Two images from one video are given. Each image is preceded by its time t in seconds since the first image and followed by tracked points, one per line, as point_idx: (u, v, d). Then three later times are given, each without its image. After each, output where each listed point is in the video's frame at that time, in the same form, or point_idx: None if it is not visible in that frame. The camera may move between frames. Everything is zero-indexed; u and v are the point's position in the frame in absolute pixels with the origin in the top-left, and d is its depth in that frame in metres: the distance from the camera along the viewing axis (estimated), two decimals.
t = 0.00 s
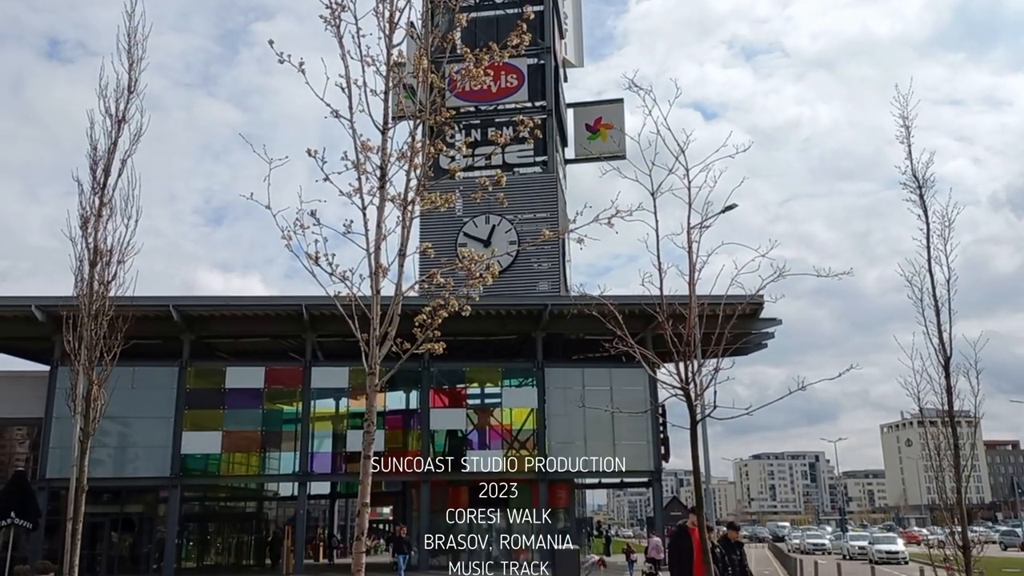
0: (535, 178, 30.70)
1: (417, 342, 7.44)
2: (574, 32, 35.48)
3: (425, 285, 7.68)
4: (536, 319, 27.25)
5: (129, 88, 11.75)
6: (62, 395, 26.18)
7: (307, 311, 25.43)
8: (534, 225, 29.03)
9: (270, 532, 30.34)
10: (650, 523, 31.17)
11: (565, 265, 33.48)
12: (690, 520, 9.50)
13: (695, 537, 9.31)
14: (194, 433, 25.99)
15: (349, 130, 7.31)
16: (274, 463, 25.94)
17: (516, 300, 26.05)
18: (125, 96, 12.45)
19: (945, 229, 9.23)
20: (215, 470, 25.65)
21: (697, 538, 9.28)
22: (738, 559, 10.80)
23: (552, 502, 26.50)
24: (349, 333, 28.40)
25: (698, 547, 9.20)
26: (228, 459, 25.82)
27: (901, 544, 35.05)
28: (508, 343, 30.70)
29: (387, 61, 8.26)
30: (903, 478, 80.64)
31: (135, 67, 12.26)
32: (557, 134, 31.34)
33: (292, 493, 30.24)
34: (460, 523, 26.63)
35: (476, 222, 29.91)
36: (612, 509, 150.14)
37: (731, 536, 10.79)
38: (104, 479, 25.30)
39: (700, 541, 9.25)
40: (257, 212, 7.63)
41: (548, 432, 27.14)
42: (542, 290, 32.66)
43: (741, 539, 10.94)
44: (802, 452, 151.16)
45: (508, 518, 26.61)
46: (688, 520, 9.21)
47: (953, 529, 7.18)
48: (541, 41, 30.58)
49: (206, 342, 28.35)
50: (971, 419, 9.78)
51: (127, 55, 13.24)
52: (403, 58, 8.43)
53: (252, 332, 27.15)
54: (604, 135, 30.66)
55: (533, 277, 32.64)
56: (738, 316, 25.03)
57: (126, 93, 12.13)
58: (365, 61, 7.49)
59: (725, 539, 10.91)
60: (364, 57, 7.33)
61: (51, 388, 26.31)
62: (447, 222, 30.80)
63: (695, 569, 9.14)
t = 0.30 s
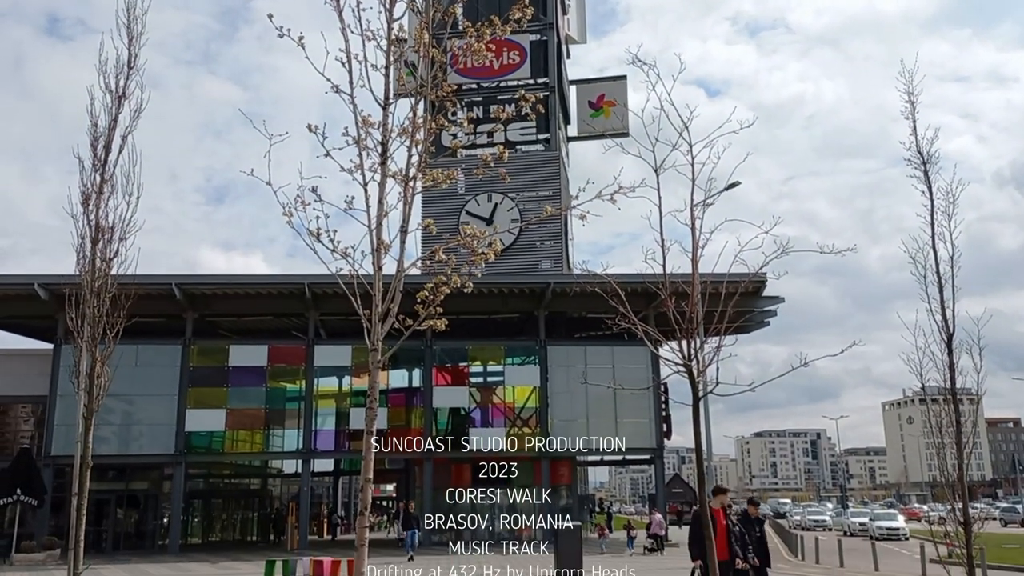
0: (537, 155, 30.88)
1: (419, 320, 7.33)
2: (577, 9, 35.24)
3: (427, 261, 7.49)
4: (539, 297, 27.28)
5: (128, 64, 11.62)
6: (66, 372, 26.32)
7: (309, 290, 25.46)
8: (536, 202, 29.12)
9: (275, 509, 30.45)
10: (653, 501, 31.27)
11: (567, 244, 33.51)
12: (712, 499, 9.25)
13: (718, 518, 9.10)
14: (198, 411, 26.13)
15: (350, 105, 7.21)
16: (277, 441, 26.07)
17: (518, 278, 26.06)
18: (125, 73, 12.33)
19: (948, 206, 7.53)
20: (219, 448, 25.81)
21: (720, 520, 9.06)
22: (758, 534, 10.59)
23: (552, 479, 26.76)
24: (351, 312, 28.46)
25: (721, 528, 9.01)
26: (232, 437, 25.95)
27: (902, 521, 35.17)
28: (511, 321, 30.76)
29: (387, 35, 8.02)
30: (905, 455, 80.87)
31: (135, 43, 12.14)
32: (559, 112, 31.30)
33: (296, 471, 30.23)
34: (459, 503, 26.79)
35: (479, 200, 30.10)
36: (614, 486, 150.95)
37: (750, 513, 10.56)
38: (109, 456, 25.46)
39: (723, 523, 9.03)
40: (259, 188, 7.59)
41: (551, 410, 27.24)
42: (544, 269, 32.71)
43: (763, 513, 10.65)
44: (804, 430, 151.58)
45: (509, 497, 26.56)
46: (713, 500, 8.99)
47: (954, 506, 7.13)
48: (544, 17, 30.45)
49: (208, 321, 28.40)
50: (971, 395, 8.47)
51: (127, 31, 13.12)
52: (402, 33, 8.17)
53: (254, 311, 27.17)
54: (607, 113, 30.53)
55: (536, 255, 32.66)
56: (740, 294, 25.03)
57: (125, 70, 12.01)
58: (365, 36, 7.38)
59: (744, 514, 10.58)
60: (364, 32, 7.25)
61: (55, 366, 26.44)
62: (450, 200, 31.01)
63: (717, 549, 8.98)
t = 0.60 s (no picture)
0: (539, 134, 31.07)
1: (421, 298, 7.27)
2: None
3: (428, 239, 7.40)
4: (541, 276, 27.27)
5: (128, 38, 11.48)
6: (70, 351, 26.39)
7: (311, 269, 25.44)
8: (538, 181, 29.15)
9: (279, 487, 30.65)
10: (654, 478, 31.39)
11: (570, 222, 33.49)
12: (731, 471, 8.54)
13: (738, 492, 8.38)
14: (201, 389, 26.20)
15: (349, 81, 7.10)
16: (280, 419, 26.17)
17: (520, 258, 26.04)
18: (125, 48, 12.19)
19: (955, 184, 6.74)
20: (222, 427, 25.92)
21: (741, 495, 8.35)
22: (782, 514, 9.91)
23: (555, 458, 26.83)
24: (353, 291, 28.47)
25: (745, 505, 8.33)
26: (235, 416, 26.04)
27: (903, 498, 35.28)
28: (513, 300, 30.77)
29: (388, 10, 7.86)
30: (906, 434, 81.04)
31: (134, 18, 11.99)
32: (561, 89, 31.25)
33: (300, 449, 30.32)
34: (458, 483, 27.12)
35: (481, 179, 30.20)
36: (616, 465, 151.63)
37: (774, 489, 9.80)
38: (113, 435, 25.59)
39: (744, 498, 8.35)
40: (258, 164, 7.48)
41: (553, 388, 27.31)
42: (547, 248, 32.73)
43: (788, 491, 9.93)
44: (805, 408, 151.92)
45: (508, 476, 27.19)
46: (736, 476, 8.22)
47: (955, 484, 7.12)
48: None
49: (210, 300, 28.42)
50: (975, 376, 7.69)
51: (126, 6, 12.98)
52: (402, 8, 8.03)
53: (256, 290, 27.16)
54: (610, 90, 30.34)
55: (538, 234, 32.66)
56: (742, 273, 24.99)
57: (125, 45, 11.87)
58: (365, 11, 7.27)
59: (769, 492, 9.92)
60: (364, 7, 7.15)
61: (58, 345, 26.49)
62: (452, 178, 31.17)
63: (740, 525, 8.33)
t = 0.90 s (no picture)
0: (540, 119, 31.80)
1: (423, 282, 7.22)
2: None
3: (431, 223, 7.32)
4: (544, 262, 27.28)
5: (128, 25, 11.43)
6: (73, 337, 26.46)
7: (314, 255, 25.47)
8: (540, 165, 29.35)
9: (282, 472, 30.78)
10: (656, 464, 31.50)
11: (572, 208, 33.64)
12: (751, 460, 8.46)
13: (760, 482, 8.30)
14: (205, 375, 26.26)
15: (352, 63, 6.98)
16: (284, 405, 26.26)
17: (523, 243, 26.04)
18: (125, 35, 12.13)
19: (961, 167, 6.64)
20: (226, 412, 26.01)
21: (764, 483, 8.28)
22: (807, 502, 9.63)
23: (558, 443, 27.12)
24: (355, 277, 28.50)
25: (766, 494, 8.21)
26: (239, 401, 26.11)
27: (905, 483, 35.37)
28: (515, 285, 30.80)
29: None
30: (909, 420, 80.98)
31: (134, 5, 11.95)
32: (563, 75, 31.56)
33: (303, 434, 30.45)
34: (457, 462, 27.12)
35: (483, 164, 30.45)
36: (618, 450, 152.00)
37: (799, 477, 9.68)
38: (117, 420, 25.69)
39: (767, 487, 8.29)
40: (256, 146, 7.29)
41: (556, 374, 27.36)
42: (549, 234, 32.89)
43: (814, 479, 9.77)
44: (808, 394, 152.13)
45: (508, 457, 27.37)
46: (757, 463, 8.12)
47: (957, 469, 7.12)
48: None
49: (213, 286, 28.46)
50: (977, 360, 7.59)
51: None
52: None
53: (259, 276, 27.16)
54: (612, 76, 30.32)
55: (541, 220, 32.86)
56: (745, 257, 24.99)
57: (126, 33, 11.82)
58: None
59: (793, 482, 9.87)
60: None
61: (62, 330, 26.56)
62: (454, 163, 31.49)
63: (762, 514, 8.23)
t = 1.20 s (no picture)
0: (541, 109, 31.98)
1: (424, 271, 7.17)
2: None
3: (432, 212, 7.28)
4: (545, 253, 27.28)
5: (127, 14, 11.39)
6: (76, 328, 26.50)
7: (316, 246, 25.48)
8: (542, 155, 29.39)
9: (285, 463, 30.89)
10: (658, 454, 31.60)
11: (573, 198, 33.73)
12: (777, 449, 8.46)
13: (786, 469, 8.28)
14: (207, 366, 26.30)
15: (354, 51, 6.91)
16: (286, 395, 26.31)
17: (525, 234, 26.03)
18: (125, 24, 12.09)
19: (964, 156, 6.59)
20: (229, 403, 26.06)
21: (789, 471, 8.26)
22: (835, 488, 9.22)
23: (560, 434, 27.32)
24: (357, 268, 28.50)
25: (790, 482, 8.18)
26: (241, 392, 26.16)
27: (906, 474, 35.42)
28: (517, 276, 30.82)
29: None
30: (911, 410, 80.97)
31: None
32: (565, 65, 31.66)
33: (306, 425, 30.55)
34: (458, 440, 27.52)
35: (485, 155, 30.56)
36: (619, 441, 152.24)
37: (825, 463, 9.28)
38: (120, 411, 25.75)
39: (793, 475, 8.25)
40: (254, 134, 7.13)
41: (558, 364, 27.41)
42: (551, 225, 32.97)
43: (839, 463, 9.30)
44: (809, 385, 152.23)
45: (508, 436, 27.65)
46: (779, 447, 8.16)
47: (958, 459, 7.10)
48: None
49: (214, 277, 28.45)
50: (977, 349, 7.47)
51: None
52: None
53: (260, 267, 27.15)
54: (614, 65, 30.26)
55: (543, 211, 32.97)
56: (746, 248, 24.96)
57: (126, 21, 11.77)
58: None
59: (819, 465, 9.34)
60: None
61: (64, 321, 26.61)
62: (455, 154, 31.59)
63: (787, 502, 8.20)
